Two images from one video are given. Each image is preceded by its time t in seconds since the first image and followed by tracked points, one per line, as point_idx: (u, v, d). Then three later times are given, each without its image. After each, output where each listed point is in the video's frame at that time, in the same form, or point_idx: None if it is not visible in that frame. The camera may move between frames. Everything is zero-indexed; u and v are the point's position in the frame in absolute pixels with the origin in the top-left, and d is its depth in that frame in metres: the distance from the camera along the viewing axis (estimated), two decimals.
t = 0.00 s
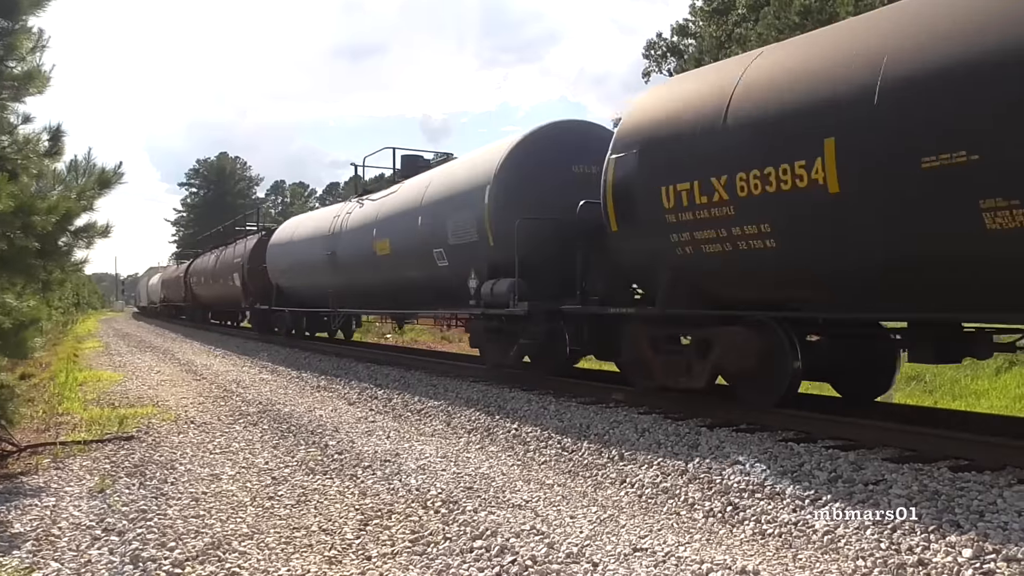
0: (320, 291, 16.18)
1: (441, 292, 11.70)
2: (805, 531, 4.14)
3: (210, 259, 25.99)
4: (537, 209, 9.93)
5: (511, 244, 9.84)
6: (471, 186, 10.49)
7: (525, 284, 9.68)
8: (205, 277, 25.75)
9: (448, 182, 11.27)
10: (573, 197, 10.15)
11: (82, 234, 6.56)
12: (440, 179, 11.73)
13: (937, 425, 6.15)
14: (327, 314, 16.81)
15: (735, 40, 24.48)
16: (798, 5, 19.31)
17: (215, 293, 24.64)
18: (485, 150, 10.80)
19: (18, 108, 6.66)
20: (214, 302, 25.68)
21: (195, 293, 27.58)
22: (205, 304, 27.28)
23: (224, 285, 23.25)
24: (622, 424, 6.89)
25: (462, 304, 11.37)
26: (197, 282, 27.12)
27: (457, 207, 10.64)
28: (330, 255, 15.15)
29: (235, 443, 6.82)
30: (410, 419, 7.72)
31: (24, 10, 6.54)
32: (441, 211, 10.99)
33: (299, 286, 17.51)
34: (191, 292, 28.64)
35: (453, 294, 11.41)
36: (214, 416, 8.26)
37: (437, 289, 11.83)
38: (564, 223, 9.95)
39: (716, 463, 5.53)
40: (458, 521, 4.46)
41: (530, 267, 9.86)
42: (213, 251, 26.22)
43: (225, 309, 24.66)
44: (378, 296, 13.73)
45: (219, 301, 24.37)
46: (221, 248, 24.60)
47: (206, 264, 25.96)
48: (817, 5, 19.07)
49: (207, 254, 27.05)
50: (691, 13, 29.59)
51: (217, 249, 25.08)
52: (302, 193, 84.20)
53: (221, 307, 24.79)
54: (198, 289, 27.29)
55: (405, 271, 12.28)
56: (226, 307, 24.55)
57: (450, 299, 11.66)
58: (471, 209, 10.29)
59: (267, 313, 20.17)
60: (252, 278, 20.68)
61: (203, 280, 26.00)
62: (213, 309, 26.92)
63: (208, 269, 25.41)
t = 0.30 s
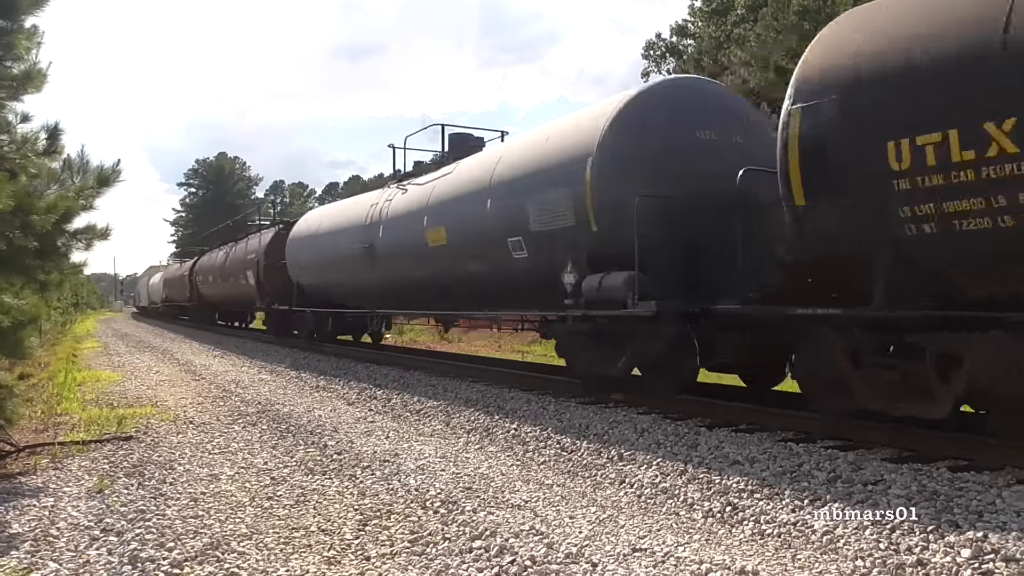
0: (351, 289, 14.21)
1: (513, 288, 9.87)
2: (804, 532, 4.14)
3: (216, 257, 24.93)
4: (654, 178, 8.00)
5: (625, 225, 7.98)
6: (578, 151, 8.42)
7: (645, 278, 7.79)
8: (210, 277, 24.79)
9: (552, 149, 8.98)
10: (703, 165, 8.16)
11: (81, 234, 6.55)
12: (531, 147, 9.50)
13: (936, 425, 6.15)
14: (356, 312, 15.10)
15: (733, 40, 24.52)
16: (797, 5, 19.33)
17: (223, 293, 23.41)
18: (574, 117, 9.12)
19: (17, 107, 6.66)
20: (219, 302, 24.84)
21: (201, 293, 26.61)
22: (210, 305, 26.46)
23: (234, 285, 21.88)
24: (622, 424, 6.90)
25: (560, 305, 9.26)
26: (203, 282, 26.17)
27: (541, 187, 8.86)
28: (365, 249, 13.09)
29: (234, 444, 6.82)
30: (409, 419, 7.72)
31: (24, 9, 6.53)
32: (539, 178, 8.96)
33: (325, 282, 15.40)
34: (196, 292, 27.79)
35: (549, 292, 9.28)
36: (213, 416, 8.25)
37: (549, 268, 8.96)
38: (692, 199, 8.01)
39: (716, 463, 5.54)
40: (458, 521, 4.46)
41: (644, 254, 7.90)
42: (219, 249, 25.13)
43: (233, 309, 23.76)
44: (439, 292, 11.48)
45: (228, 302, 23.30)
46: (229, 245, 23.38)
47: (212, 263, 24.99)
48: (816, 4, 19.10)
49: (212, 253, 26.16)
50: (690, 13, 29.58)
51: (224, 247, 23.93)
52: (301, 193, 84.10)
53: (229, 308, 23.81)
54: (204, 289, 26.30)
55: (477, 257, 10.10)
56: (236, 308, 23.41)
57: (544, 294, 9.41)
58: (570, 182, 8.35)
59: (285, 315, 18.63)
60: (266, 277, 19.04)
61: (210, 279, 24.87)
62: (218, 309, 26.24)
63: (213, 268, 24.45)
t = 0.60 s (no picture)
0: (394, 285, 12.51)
1: (636, 287, 8.03)
2: (803, 533, 4.14)
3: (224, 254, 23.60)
4: (856, 129, 5.94)
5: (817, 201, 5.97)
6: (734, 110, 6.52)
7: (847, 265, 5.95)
8: (217, 275, 23.53)
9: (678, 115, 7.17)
10: (912, 114, 6.03)
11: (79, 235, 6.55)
12: (644, 110, 7.70)
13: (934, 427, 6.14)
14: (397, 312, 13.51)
15: (734, 40, 24.45)
16: (796, 7, 19.38)
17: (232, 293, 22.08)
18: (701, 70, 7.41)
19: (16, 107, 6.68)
20: (226, 302, 23.75)
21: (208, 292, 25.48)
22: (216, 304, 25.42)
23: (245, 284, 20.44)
24: (621, 425, 6.91)
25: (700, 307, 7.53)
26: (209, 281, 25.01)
27: (670, 157, 7.09)
28: (417, 240, 11.40)
29: (232, 444, 6.82)
30: (408, 420, 7.73)
31: (23, 9, 6.54)
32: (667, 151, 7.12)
33: (359, 275, 13.59)
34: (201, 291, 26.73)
35: (687, 285, 7.44)
36: (211, 417, 8.23)
37: (686, 262, 7.18)
38: (909, 163, 5.87)
39: (714, 464, 5.55)
40: (456, 522, 4.46)
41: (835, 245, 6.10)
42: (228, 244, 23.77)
43: (244, 309, 22.71)
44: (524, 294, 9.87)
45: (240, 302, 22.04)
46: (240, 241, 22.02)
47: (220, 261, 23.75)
48: (814, 6, 19.14)
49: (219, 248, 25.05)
50: (689, 15, 29.60)
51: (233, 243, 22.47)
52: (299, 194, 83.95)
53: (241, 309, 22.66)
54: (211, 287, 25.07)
55: (575, 250, 8.36)
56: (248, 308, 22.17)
57: (685, 290, 7.49)
58: (730, 146, 6.42)
59: (306, 317, 17.40)
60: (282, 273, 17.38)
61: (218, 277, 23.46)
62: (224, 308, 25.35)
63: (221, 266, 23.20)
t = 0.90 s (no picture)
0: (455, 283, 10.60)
1: (680, 287, 7.28)
2: (801, 534, 4.14)
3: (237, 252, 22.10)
4: None
5: (905, 197, 5.18)
6: (807, 94, 5.81)
7: None
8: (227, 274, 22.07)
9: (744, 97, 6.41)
10: None
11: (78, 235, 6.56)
12: (699, 96, 6.96)
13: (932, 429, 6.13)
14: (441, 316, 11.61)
15: (732, 42, 24.49)
16: (794, 8, 19.44)
17: (243, 293, 20.62)
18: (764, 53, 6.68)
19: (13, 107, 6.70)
20: (234, 301, 22.38)
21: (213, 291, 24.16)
22: (222, 304, 24.02)
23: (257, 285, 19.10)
24: (619, 426, 6.92)
25: (752, 308, 6.83)
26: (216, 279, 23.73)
27: (876, 109, 5.30)
28: (481, 229, 9.67)
29: (231, 445, 6.81)
30: (407, 421, 7.73)
31: (20, 9, 6.53)
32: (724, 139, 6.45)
33: (406, 275, 11.67)
34: (205, 290, 25.45)
35: (741, 287, 6.67)
36: (210, 418, 8.22)
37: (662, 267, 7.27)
38: None
39: (712, 465, 5.55)
40: (455, 523, 4.46)
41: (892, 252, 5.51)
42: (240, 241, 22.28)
43: (254, 309, 21.30)
44: (565, 295, 8.83)
45: (251, 302, 20.61)
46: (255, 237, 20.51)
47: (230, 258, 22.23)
48: (811, 8, 19.20)
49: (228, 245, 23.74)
50: (688, 17, 29.64)
51: (246, 239, 20.92)
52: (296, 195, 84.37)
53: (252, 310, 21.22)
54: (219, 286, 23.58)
55: (619, 247, 7.62)
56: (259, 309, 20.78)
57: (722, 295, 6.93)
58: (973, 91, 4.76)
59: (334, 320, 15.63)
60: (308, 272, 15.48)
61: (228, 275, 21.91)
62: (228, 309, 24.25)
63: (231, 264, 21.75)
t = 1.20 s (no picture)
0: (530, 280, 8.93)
1: (693, 288, 6.98)
2: (801, 535, 4.13)
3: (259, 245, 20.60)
4: None
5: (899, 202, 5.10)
6: (820, 97, 5.61)
7: None
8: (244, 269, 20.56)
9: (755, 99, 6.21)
10: None
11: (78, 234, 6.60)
12: (707, 99, 6.79)
13: (933, 429, 6.13)
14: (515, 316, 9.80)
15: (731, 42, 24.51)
16: (793, 10, 19.50)
17: (261, 290, 19.13)
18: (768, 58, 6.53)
19: (14, 107, 6.76)
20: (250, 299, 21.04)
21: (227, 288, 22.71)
22: (236, 303, 22.55)
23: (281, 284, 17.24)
24: (619, 426, 6.92)
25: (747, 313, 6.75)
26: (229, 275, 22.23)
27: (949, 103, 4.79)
28: (589, 208, 7.71)
29: (231, 445, 6.81)
30: (407, 421, 7.72)
31: (19, 8, 6.49)
32: (736, 140, 6.22)
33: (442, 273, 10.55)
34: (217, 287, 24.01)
35: (740, 292, 6.58)
36: (210, 418, 8.20)
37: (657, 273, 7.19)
38: None
39: (713, 465, 5.56)
40: (455, 524, 4.46)
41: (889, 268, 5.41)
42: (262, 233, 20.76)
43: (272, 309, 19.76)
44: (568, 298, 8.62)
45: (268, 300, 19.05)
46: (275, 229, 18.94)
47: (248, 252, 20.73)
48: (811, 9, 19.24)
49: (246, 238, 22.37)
50: (688, 18, 29.64)
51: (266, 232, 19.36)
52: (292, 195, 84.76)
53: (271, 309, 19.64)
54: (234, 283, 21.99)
55: (628, 249, 7.34)
56: (277, 308, 19.24)
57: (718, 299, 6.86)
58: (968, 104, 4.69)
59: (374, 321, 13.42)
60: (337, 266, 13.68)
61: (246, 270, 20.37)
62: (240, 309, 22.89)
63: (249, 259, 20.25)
